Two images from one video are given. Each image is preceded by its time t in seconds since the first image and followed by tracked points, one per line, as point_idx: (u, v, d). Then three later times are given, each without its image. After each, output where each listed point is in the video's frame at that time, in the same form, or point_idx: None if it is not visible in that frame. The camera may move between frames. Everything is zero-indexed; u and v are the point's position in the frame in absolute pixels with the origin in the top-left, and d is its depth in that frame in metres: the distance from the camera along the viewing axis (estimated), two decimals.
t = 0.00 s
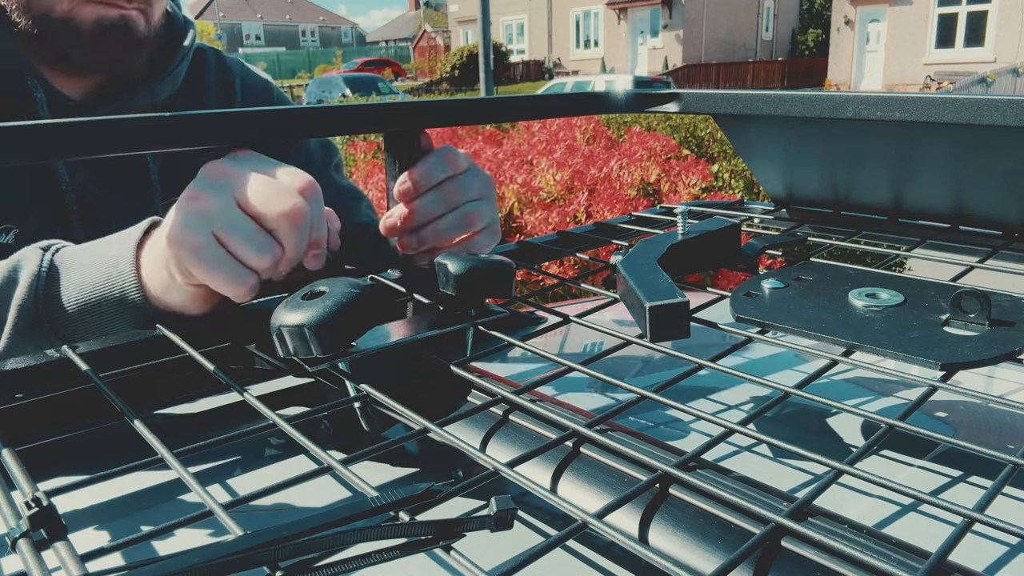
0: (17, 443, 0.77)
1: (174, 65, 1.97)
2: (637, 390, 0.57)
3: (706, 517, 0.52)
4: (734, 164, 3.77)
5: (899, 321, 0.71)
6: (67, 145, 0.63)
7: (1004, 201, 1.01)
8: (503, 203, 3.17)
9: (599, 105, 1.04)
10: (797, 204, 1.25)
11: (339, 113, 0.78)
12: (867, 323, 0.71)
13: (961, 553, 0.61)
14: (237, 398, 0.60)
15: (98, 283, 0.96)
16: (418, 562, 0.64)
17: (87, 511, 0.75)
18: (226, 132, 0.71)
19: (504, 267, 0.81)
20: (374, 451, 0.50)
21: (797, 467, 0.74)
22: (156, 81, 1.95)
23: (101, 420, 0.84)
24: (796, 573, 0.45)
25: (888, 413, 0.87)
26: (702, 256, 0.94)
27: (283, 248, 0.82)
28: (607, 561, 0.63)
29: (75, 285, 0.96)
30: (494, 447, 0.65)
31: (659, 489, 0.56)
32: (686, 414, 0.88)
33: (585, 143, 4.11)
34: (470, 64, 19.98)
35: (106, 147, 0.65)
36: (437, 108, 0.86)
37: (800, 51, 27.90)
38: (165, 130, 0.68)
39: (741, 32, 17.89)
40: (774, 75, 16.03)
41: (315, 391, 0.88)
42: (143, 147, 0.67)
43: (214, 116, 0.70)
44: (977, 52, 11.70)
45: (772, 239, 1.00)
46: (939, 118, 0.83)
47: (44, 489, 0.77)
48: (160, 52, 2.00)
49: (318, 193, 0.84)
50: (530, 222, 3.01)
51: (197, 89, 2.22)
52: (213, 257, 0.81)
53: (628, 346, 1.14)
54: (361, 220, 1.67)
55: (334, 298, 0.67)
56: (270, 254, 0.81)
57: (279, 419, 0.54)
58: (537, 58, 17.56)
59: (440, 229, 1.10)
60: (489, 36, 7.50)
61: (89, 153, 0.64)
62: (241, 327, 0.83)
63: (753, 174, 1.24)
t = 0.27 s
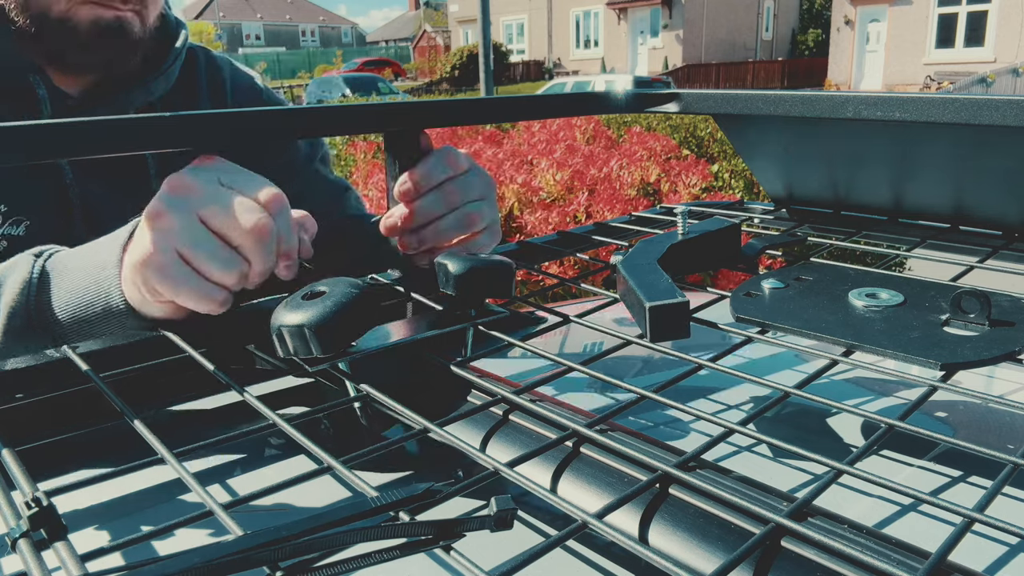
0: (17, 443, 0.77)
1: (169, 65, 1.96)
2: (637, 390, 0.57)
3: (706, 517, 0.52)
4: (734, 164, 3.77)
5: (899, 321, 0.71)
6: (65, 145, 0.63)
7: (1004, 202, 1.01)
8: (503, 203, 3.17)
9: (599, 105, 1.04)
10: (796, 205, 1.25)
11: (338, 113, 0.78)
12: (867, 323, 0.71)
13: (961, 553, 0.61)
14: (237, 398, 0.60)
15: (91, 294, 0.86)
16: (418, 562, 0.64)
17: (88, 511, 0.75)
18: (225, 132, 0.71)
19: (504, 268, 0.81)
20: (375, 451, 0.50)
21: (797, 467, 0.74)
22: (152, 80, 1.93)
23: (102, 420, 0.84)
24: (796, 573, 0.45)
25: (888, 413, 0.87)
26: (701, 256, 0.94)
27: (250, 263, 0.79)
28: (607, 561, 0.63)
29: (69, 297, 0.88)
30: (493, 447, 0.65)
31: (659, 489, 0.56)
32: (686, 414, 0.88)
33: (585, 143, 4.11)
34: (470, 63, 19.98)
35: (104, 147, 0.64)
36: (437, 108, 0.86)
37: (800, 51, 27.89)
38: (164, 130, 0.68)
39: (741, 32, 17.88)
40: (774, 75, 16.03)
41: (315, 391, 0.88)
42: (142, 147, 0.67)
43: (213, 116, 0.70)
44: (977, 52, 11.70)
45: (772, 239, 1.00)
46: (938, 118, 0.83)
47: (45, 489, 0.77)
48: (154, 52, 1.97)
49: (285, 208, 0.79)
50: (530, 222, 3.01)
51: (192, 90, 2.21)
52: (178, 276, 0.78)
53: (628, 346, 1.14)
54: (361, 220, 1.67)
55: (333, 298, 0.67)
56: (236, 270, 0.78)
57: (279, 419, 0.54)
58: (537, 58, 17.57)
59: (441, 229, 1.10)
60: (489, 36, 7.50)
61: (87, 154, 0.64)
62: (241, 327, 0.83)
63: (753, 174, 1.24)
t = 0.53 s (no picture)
0: (17, 443, 0.77)
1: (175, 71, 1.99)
2: (637, 390, 0.57)
3: (706, 517, 0.52)
4: (734, 163, 3.77)
5: (898, 321, 0.71)
6: (65, 144, 0.63)
7: (1003, 201, 1.01)
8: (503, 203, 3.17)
9: (599, 105, 1.04)
10: (796, 204, 1.25)
11: (338, 113, 0.78)
12: (867, 324, 0.71)
13: (961, 553, 0.61)
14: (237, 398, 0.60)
15: (67, 296, 0.95)
16: (418, 562, 0.64)
17: (87, 511, 0.75)
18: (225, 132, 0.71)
19: (504, 267, 0.81)
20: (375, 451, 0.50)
21: (797, 467, 0.74)
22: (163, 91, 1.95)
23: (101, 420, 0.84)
24: (796, 573, 0.45)
25: (888, 413, 0.87)
26: (701, 256, 0.94)
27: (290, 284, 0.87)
28: (607, 561, 0.63)
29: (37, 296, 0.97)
30: (493, 447, 0.65)
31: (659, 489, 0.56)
32: (686, 415, 0.88)
33: (585, 143, 4.11)
34: (470, 64, 19.99)
35: (104, 147, 0.64)
36: (437, 107, 0.86)
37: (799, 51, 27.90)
38: (164, 129, 0.68)
39: (741, 32, 17.88)
40: (774, 75, 16.02)
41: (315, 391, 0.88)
42: (141, 147, 0.67)
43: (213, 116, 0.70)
44: (978, 52, 11.69)
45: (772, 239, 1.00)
46: (939, 118, 0.83)
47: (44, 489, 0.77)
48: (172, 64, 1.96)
49: (324, 246, 0.90)
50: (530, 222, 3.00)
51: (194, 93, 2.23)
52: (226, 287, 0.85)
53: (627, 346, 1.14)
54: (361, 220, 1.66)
55: (334, 298, 0.67)
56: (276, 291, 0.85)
57: (280, 419, 0.54)
58: (537, 58, 17.56)
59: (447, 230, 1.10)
60: (489, 36, 7.49)
61: (87, 153, 0.63)
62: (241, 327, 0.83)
63: (753, 174, 1.24)
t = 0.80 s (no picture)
0: (16, 441, 0.77)
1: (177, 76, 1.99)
2: (637, 390, 0.57)
3: (705, 517, 0.52)
4: (734, 163, 3.77)
5: (898, 321, 0.71)
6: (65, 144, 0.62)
7: (1003, 201, 1.01)
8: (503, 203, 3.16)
9: (599, 105, 1.04)
10: (796, 204, 1.25)
11: (338, 114, 0.78)
12: (867, 323, 0.71)
13: (961, 553, 0.61)
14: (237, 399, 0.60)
15: (66, 298, 0.96)
16: (418, 562, 0.64)
17: (87, 511, 0.75)
18: (225, 132, 0.71)
19: (504, 267, 0.81)
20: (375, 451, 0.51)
21: (797, 467, 0.74)
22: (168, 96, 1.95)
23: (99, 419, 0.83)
24: (796, 573, 0.45)
25: (888, 413, 0.87)
26: (701, 256, 0.94)
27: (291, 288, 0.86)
28: (606, 561, 0.63)
29: (41, 299, 0.98)
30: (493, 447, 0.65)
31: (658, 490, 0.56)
32: (686, 415, 0.87)
33: (585, 143, 4.11)
34: (470, 64, 19.99)
35: (105, 146, 0.64)
36: (437, 107, 0.86)
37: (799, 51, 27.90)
38: (164, 129, 0.67)
39: (741, 32, 17.88)
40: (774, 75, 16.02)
41: (314, 391, 0.88)
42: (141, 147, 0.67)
43: (213, 116, 0.70)
44: (978, 52, 11.69)
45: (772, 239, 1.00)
46: (939, 118, 0.83)
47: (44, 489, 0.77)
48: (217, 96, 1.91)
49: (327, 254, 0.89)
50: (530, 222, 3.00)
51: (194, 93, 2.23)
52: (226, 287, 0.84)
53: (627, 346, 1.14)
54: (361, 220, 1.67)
55: (334, 298, 0.67)
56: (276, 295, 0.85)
57: (279, 419, 0.54)
58: (537, 57, 17.56)
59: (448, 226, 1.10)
60: (489, 36, 7.49)
61: (88, 153, 0.63)
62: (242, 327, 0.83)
63: (753, 174, 1.23)
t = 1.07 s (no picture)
0: (16, 441, 0.76)
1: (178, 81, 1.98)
2: (637, 390, 0.56)
3: (705, 517, 0.52)
4: (734, 163, 3.77)
5: (898, 320, 0.71)
6: (65, 145, 0.62)
7: (1003, 201, 1.01)
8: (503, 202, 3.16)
9: (599, 105, 1.04)
10: (796, 204, 1.25)
11: (337, 114, 0.78)
12: (867, 323, 0.71)
13: (961, 553, 0.61)
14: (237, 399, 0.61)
15: (61, 298, 0.95)
16: (418, 562, 0.64)
17: (87, 511, 0.75)
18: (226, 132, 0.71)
19: (503, 267, 0.81)
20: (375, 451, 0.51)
21: (798, 467, 0.74)
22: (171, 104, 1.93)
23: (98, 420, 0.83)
24: (796, 573, 0.45)
25: (888, 413, 0.87)
26: (702, 256, 0.94)
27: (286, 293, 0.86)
28: (606, 561, 0.63)
29: (35, 296, 0.97)
30: (492, 447, 0.65)
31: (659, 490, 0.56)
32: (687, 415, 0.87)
33: (585, 143, 4.11)
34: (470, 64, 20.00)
35: (105, 146, 0.64)
36: (436, 107, 0.86)
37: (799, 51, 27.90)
38: (164, 129, 0.67)
39: (740, 32, 17.88)
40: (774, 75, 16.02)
41: (314, 391, 0.88)
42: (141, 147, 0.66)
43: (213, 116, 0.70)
44: (978, 52, 11.69)
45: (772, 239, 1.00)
46: (939, 118, 0.83)
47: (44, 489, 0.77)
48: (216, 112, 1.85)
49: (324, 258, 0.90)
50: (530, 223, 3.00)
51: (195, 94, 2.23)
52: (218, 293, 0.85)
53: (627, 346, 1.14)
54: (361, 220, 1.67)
55: (334, 298, 0.67)
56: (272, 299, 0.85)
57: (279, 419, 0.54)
58: (537, 57, 17.56)
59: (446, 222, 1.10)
60: (489, 36, 7.49)
61: (88, 153, 0.63)
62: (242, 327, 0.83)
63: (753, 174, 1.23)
